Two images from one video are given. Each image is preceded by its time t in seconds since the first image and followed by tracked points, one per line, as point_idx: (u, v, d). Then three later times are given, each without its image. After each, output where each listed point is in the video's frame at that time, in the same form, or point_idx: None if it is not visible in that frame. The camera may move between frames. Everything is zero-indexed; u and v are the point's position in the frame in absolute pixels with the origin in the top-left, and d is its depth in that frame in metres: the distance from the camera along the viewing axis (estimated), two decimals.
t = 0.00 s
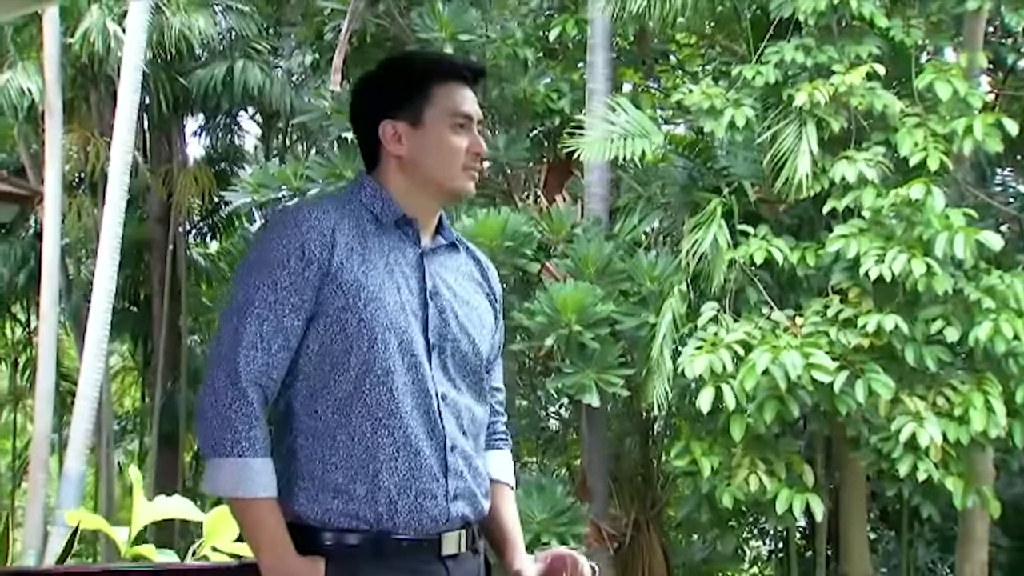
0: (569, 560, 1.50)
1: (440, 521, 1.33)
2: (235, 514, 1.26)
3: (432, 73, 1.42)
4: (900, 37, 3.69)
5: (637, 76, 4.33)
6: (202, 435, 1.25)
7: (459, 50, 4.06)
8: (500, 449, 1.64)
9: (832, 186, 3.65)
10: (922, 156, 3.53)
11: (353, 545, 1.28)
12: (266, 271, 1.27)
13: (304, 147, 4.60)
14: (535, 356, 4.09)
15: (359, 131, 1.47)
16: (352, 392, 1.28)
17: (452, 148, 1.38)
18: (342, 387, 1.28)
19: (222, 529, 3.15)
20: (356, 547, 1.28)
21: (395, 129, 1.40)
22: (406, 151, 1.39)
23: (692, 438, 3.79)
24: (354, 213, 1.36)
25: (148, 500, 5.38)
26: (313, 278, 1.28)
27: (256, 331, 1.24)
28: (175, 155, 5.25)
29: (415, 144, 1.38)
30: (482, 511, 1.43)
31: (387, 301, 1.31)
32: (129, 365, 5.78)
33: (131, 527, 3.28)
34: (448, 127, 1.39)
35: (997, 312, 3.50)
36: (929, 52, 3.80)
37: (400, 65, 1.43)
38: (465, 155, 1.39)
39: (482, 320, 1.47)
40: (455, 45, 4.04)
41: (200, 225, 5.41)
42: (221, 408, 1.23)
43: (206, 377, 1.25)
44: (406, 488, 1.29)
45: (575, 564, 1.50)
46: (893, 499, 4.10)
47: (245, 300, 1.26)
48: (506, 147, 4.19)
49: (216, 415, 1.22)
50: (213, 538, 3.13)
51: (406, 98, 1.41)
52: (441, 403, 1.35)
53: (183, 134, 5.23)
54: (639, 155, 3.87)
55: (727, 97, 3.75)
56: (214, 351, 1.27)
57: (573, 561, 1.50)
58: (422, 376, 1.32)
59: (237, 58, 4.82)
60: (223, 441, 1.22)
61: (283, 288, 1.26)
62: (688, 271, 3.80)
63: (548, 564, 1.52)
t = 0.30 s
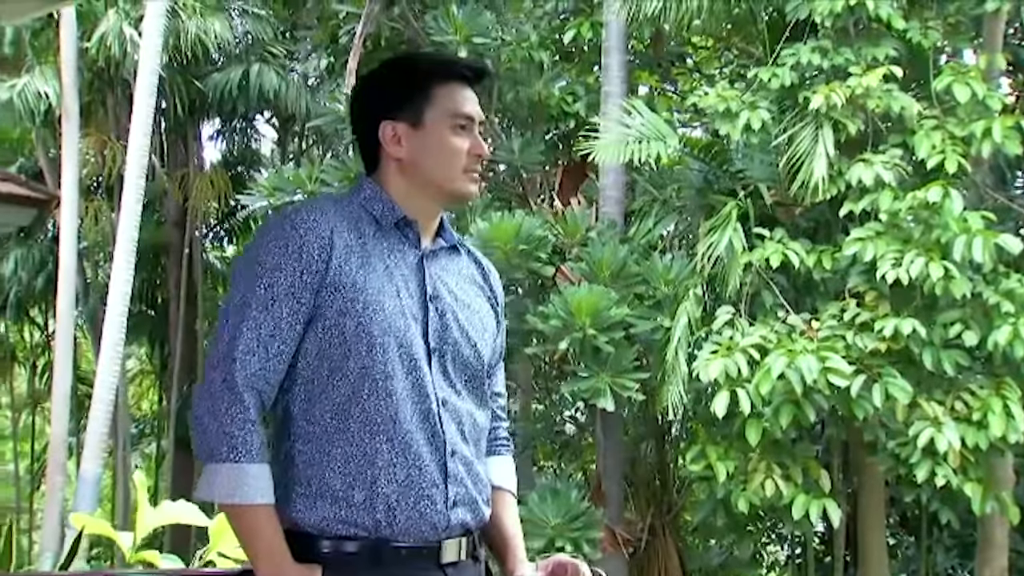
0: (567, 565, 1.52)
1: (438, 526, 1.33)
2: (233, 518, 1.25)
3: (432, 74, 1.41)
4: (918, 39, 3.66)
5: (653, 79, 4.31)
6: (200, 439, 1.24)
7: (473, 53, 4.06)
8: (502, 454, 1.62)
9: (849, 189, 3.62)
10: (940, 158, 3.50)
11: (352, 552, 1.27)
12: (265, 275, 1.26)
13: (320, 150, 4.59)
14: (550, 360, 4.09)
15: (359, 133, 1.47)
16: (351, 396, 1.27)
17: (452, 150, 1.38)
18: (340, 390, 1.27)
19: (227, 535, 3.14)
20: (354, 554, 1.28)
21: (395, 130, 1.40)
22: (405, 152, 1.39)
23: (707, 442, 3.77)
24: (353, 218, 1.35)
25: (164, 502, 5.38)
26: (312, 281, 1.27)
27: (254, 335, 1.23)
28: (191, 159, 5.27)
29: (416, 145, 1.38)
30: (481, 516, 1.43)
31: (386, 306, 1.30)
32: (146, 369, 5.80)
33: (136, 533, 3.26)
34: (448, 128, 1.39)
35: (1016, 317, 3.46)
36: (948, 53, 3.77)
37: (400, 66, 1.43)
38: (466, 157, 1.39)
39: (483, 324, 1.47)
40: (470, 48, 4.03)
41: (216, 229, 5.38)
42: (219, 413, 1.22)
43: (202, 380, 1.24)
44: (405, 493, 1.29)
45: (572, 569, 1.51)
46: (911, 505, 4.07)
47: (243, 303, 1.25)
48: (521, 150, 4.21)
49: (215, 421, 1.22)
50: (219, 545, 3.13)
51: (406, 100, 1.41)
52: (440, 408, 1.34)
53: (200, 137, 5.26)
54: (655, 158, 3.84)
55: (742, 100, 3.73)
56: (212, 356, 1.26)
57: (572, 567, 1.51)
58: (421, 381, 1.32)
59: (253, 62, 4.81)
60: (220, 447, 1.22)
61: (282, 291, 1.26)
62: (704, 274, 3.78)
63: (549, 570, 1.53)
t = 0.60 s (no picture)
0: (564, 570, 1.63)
1: (436, 532, 1.47)
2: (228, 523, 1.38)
3: (430, 77, 1.57)
4: (937, 40, 3.64)
5: (671, 81, 4.29)
6: (196, 445, 1.36)
7: (489, 55, 4.07)
8: (503, 459, 1.77)
9: (867, 191, 3.59)
10: (960, 160, 3.48)
11: (350, 556, 1.41)
12: (263, 276, 1.39)
13: (338, 154, 4.60)
14: (566, 364, 4.06)
15: (363, 133, 1.63)
16: (350, 397, 1.42)
17: (450, 149, 1.53)
18: (338, 394, 1.42)
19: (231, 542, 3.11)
20: (352, 562, 1.42)
21: (395, 131, 1.56)
22: (405, 151, 1.55)
23: (724, 446, 3.74)
24: (351, 225, 1.49)
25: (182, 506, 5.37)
26: (311, 288, 1.41)
27: (250, 338, 1.36)
28: (209, 163, 5.28)
29: (415, 143, 1.53)
30: (479, 518, 1.58)
31: (384, 311, 1.45)
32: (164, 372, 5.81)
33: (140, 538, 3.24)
34: (447, 127, 1.54)
35: None
36: (968, 54, 3.75)
37: (400, 66, 1.59)
38: (465, 158, 1.54)
39: (478, 329, 1.61)
40: (486, 50, 4.03)
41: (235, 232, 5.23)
42: (215, 420, 1.34)
43: (200, 385, 1.36)
44: (401, 498, 1.43)
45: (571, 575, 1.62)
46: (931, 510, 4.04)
47: (240, 306, 1.38)
48: (536, 153, 4.23)
49: (210, 427, 1.34)
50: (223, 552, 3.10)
51: (407, 101, 1.57)
52: (437, 412, 1.49)
53: (219, 141, 5.28)
54: (671, 159, 3.84)
55: (760, 102, 3.70)
56: (207, 361, 1.39)
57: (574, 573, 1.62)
58: (419, 384, 1.46)
59: (271, 66, 4.82)
60: (214, 453, 1.34)
61: (279, 296, 1.38)
62: (721, 277, 3.75)
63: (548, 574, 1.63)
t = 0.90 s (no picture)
0: None
1: (433, 539, 1.34)
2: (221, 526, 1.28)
3: (424, 71, 1.43)
4: (955, 41, 3.61)
5: (688, 83, 4.30)
6: (188, 450, 1.26)
7: (505, 56, 4.07)
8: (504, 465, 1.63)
9: (885, 193, 3.55)
10: (979, 161, 3.42)
11: (344, 564, 1.29)
12: (253, 279, 1.27)
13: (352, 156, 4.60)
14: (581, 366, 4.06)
15: (354, 132, 1.49)
16: (344, 404, 1.29)
17: (448, 151, 1.39)
18: (331, 399, 1.29)
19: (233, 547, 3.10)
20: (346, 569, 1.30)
21: (390, 130, 1.42)
22: (400, 153, 1.41)
23: (740, 450, 3.71)
24: (347, 220, 1.37)
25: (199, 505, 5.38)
26: (302, 287, 1.29)
27: (241, 340, 1.25)
28: (226, 165, 5.27)
29: (411, 144, 1.40)
30: (479, 528, 1.45)
31: (378, 313, 1.32)
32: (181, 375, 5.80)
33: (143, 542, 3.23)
34: (445, 128, 1.40)
35: None
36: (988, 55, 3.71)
37: (393, 65, 1.44)
38: (463, 158, 1.40)
39: (482, 334, 1.48)
40: (500, 52, 4.03)
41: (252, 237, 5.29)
42: (203, 425, 1.23)
43: (191, 388, 1.25)
44: (397, 505, 1.30)
45: None
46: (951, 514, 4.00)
47: (231, 310, 1.27)
48: (552, 155, 4.20)
49: (201, 432, 1.23)
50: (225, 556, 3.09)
51: (400, 98, 1.42)
52: (435, 417, 1.35)
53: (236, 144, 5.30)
54: (685, 161, 3.78)
55: (776, 103, 3.67)
56: (196, 366, 1.28)
57: None
58: (415, 389, 1.33)
59: (287, 68, 4.83)
60: (202, 460, 1.24)
61: (270, 298, 1.27)
62: (737, 280, 3.72)
63: None
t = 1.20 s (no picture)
0: None
1: (429, 547, 1.33)
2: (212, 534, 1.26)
3: (423, 69, 1.41)
4: (977, 41, 3.57)
5: (707, 85, 4.29)
6: (179, 454, 1.24)
7: (521, 58, 4.07)
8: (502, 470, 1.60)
9: (905, 195, 3.51)
10: (1000, 163, 3.38)
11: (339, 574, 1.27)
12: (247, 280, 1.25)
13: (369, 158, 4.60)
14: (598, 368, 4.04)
15: (351, 129, 1.47)
16: (338, 409, 1.26)
17: (445, 150, 1.38)
18: (325, 404, 1.27)
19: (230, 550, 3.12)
20: None
21: (387, 130, 1.40)
22: (396, 151, 1.39)
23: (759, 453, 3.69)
24: (343, 221, 1.34)
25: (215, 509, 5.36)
26: (297, 288, 1.26)
27: (234, 344, 1.22)
28: (244, 168, 5.27)
29: (407, 144, 1.38)
30: (474, 535, 1.42)
31: (374, 315, 1.29)
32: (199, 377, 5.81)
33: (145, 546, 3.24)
34: (443, 127, 1.39)
35: None
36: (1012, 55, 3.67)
37: (390, 61, 1.42)
38: (460, 158, 1.39)
39: (478, 338, 1.46)
40: (516, 54, 4.02)
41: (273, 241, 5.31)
42: (196, 431, 1.21)
43: (181, 391, 1.23)
44: (393, 512, 1.28)
45: None
46: (973, 520, 3.95)
47: (223, 311, 1.24)
48: (569, 156, 4.19)
49: (193, 437, 1.21)
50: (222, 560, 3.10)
51: (399, 97, 1.41)
52: (431, 423, 1.33)
53: (255, 146, 5.29)
54: (701, 162, 3.76)
55: (795, 104, 3.65)
56: (188, 369, 1.25)
57: None
58: (411, 394, 1.31)
59: (304, 70, 4.80)
60: (196, 466, 1.21)
61: (265, 300, 1.24)
62: (755, 282, 3.69)
63: None
